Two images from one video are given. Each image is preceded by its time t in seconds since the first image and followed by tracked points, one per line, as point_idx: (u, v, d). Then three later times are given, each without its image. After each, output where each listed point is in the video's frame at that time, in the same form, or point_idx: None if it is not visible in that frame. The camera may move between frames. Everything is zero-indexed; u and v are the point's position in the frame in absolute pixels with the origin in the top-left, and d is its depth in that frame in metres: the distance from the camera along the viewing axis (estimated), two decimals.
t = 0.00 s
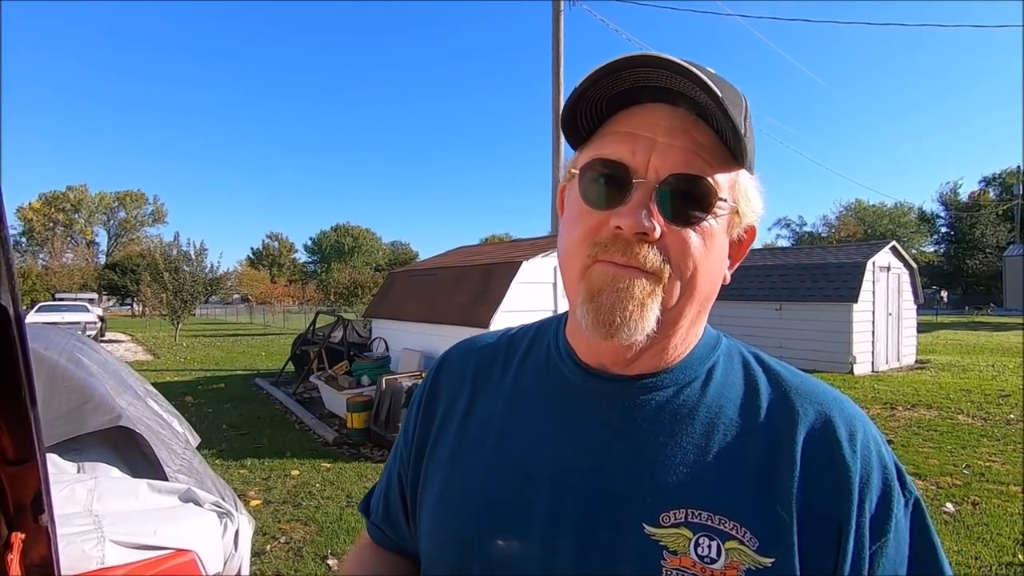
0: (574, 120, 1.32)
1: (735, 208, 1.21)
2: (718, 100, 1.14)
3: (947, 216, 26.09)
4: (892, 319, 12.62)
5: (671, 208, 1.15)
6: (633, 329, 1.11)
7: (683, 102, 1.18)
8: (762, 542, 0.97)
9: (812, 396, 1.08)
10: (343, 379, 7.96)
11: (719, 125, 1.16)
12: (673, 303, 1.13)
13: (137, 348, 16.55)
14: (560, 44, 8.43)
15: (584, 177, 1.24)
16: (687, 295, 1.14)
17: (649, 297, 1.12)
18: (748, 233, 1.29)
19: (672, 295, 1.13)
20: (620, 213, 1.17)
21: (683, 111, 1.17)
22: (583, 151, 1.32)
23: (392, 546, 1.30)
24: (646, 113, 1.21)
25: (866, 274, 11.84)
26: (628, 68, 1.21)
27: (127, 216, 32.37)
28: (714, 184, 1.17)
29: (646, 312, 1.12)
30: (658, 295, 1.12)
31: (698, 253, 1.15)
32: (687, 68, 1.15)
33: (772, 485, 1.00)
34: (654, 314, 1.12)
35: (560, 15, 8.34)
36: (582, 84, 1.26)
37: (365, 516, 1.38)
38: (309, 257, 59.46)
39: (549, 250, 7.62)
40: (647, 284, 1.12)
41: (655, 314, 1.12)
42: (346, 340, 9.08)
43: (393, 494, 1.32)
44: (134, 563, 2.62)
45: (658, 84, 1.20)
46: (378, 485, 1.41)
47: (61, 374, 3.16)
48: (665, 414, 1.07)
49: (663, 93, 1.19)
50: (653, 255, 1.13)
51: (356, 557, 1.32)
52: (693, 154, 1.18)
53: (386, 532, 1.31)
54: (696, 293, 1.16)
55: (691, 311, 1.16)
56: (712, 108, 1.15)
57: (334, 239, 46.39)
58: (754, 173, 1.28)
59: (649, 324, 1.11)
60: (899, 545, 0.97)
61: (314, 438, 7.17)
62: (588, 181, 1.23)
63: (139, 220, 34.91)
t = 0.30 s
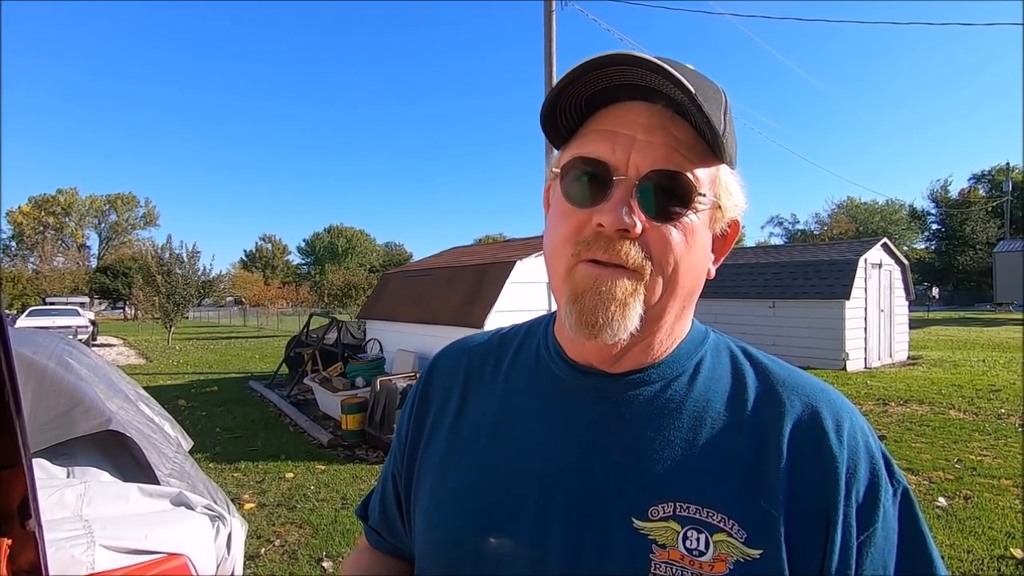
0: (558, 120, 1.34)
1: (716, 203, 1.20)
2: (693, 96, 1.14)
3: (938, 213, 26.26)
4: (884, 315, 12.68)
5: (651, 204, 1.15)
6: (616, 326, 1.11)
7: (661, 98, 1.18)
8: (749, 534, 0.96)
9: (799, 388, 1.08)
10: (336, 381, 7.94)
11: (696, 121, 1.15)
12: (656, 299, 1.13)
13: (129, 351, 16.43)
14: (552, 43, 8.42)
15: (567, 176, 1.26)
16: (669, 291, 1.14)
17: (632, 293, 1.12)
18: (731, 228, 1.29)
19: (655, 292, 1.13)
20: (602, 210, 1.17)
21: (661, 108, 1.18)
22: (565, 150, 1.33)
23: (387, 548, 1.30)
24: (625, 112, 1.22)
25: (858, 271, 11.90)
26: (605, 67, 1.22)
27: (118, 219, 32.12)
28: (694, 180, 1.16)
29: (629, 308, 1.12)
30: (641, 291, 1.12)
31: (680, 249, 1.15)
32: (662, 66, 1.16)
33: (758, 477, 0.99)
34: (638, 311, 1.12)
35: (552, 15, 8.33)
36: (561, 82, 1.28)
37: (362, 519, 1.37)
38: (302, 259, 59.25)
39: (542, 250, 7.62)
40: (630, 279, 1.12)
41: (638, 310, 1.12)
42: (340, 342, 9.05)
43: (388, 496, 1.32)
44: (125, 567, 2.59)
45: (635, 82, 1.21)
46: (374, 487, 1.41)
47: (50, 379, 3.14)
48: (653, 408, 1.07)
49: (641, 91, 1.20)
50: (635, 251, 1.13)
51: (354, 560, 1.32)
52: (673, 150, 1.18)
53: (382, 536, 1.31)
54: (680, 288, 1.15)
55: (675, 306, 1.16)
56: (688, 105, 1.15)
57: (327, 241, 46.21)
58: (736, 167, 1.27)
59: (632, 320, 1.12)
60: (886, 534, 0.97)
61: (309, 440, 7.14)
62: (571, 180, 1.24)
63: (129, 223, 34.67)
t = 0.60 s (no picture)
0: (547, 113, 1.34)
1: (706, 194, 1.21)
2: (684, 86, 1.16)
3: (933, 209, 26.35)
4: (880, 311, 12.72)
5: (642, 196, 1.16)
6: (609, 320, 1.11)
7: (651, 90, 1.19)
8: (742, 525, 0.96)
9: (790, 378, 1.08)
10: (334, 381, 7.93)
11: (688, 110, 1.16)
12: (650, 290, 1.14)
13: (125, 353, 16.36)
14: (547, 41, 8.40)
15: (557, 170, 1.26)
16: (662, 282, 1.15)
17: (624, 285, 1.12)
18: (720, 220, 1.30)
19: (649, 283, 1.14)
20: (594, 202, 1.17)
21: (651, 100, 1.19)
22: (555, 143, 1.33)
23: (383, 546, 1.29)
24: (616, 104, 1.23)
25: (854, 267, 11.93)
26: (596, 59, 1.23)
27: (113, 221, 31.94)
28: (684, 171, 1.17)
29: (622, 300, 1.12)
30: (634, 282, 1.13)
31: (671, 240, 1.16)
32: (652, 57, 1.17)
33: (750, 468, 0.99)
34: (631, 302, 1.13)
35: (547, 13, 8.34)
36: (550, 74, 1.28)
37: (357, 517, 1.37)
38: (299, 259, 59.09)
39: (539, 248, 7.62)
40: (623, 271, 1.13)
41: (632, 302, 1.13)
42: (337, 342, 9.03)
43: (384, 495, 1.32)
44: (122, 569, 2.59)
45: (625, 73, 1.22)
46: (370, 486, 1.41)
47: (45, 381, 3.12)
48: (646, 401, 1.07)
49: (631, 83, 1.21)
50: (628, 242, 1.14)
51: (352, 560, 1.32)
52: (663, 141, 1.19)
53: (380, 535, 1.31)
54: (672, 279, 1.16)
55: (667, 297, 1.17)
56: (679, 96, 1.16)
57: (323, 241, 46.10)
58: (725, 158, 1.28)
59: (627, 311, 1.12)
60: (878, 521, 0.97)
61: (306, 441, 7.13)
62: (562, 173, 1.24)
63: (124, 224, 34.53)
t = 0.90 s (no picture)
0: (530, 109, 1.33)
1: (692, 183, 1.20)
2: (661, 76, 1.13)
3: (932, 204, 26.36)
4: (878, 306, 12.73)
5: (626, 188, 1.15)
6: (598, 311, 1.11)
7: (630, 81, 1.17)
8: (741, 515, 0.95)
9: (785, 366, 1.07)
10: (333, 379, 7.93)
11: (665, 101, 1.14)
12: (637, 284, 1.13)
13: (124, 353, 16.36)
14: (545, 37, 8.36)
15: (542, 167, 1.25)
16: (650, 275, 1.14)
17: (612, 279, 1.12)
18: (711, 208, 1.29)
19: (636, 276, 1.13)
20: (577, 197, 1.17)
21: (631, 91, 1.17)
22: (539, 138, 1.33)
23: (379, 546, 1.28)
24: (596, 97, 1.21)
25: (853, 262, 11.92)
26: (573, 52, 1.21)
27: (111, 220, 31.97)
28: (668, 162, 1.16)
29: (610, 294, 1.12)
30: (621, 276, 1.12)
31: (658, 233, 1.15)
32: (626, 47, 1.15)
33: (747, 458, 0.99)
34: (620, 296, 1.12)
35: (545, 9, 8.30)
36: (526, 70, 1.27)
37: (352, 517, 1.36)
38: (297, 257, 59.02)
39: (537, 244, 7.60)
40: (610, 265, 1.12)
41: (619, 296, 1.12)
42: (336, 340, 9.02)
43: (380, 495, 1.31)
44: (123, 567, 2.58)
45: (602, 63, 1.20)
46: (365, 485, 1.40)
47: (43, 379, 3.11)
48: (640, 394, 1.06)
49: (610, 75, 1.19)
50: (612, 237, 1.13)
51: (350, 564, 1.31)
52: (645, 132, 1.17)
53: (376, 536, 1.29)
54: (660, 271, 1.15)
55: (657, 290, 1.16)
56: (656, 86, 1.14)
57: (322, 240, 46.04)
58: (712, 146, 1.27)
59: (614, 305, 1.12)
60: (875, 506, 0.97)
61: (306, 439, 7.11)
62: (545, 169, 1.24)
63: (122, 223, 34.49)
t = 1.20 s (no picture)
0: (534, 105, 1.31)
1: (696, 183, 1.20)
2: (671, 78, 1.13)
3: (931, 204, 26.36)
4: (878, 305, 12.73)
5: (634, 185, 1.14)
6: (603, 304, 1.10)
7: (640, 82, 1.17)
8: (733, 504, 0.96)
9: (777, 360, 1.08)
10: (333, 376, 7.93)
11: (676, 102, 1.14)
12: (645, 279, 1.12)
13: (124, 350, 16.37)
14: (545, 35, 8.34)
15: (547, 162, 1.23)
16: (657, 272, 1.14)
17: (620, 274, 1.10)
18: (710, 208, 1.29)
19: (643, 272, 1.12)
20: (584, 193, 1.15)
21: (641, 92, 1.16)
22: (544, 135, 1.31)
23: (372, 543, 1.27)
24: (605, 96, 1.20)
25: (852, 261, 11.92)
26: (583, 52, 1.20)
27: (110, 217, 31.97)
28: (674, 161, 1.16)
29: (617, 287, 1.11)
30: (630, 272, 1.11)
31: (664, 230, 1.14)
32: (638, 48, 1.14)
33: (740, 450, 0.99)
34: (626, 291, 1.11)
35: (545, 7, 8.28)
36: (534, 67, 1.25)
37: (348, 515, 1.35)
38: (296, 255, 59.04)
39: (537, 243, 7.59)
40: (617, 259, 1.11)
41: (627, 291, 1.11)
42: (336, 338, 9.01)
43: (377, 489, 1.30)
44: (123, 563, 2.58)
45: (612, 65, 1.20)
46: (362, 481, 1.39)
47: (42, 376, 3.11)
48: (636, 388, 1.05)
49: (619, 75, 1.19)
50: (619, 233, 1.12)
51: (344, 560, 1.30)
52: (652, 132, 1.17)
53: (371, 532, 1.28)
54: (664, 270, 1.15)
55: (659, 286, 1.15)
56: (667, 86, 1.13)
57: (322, 237, 46.00)
58: (715, 148, 1.27)
59: (620, 299, 1.10)
60: (862, 498, 0.96)
61: (305, 436, 7.11)
62: (551, 166, 1.21)
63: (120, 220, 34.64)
